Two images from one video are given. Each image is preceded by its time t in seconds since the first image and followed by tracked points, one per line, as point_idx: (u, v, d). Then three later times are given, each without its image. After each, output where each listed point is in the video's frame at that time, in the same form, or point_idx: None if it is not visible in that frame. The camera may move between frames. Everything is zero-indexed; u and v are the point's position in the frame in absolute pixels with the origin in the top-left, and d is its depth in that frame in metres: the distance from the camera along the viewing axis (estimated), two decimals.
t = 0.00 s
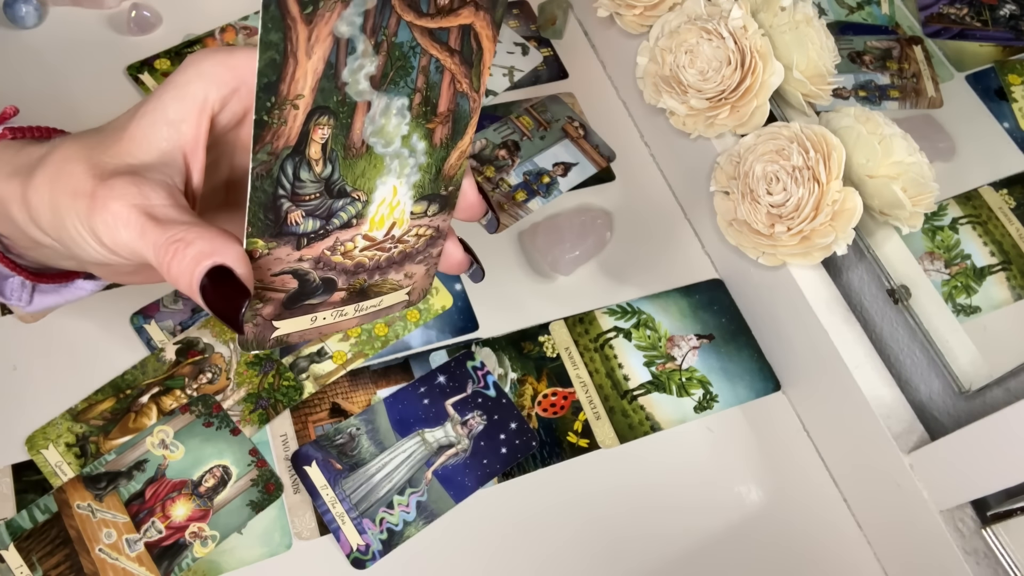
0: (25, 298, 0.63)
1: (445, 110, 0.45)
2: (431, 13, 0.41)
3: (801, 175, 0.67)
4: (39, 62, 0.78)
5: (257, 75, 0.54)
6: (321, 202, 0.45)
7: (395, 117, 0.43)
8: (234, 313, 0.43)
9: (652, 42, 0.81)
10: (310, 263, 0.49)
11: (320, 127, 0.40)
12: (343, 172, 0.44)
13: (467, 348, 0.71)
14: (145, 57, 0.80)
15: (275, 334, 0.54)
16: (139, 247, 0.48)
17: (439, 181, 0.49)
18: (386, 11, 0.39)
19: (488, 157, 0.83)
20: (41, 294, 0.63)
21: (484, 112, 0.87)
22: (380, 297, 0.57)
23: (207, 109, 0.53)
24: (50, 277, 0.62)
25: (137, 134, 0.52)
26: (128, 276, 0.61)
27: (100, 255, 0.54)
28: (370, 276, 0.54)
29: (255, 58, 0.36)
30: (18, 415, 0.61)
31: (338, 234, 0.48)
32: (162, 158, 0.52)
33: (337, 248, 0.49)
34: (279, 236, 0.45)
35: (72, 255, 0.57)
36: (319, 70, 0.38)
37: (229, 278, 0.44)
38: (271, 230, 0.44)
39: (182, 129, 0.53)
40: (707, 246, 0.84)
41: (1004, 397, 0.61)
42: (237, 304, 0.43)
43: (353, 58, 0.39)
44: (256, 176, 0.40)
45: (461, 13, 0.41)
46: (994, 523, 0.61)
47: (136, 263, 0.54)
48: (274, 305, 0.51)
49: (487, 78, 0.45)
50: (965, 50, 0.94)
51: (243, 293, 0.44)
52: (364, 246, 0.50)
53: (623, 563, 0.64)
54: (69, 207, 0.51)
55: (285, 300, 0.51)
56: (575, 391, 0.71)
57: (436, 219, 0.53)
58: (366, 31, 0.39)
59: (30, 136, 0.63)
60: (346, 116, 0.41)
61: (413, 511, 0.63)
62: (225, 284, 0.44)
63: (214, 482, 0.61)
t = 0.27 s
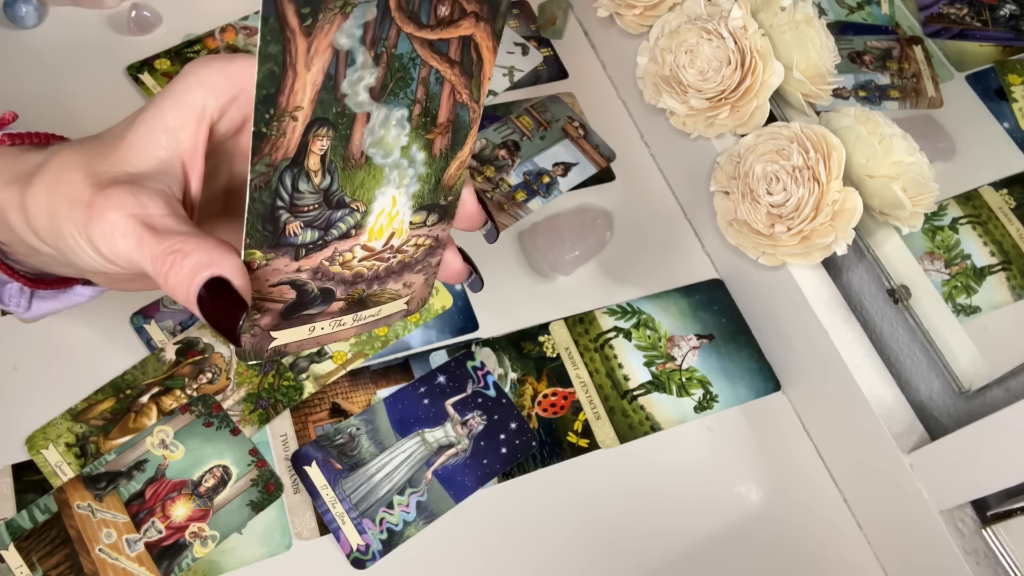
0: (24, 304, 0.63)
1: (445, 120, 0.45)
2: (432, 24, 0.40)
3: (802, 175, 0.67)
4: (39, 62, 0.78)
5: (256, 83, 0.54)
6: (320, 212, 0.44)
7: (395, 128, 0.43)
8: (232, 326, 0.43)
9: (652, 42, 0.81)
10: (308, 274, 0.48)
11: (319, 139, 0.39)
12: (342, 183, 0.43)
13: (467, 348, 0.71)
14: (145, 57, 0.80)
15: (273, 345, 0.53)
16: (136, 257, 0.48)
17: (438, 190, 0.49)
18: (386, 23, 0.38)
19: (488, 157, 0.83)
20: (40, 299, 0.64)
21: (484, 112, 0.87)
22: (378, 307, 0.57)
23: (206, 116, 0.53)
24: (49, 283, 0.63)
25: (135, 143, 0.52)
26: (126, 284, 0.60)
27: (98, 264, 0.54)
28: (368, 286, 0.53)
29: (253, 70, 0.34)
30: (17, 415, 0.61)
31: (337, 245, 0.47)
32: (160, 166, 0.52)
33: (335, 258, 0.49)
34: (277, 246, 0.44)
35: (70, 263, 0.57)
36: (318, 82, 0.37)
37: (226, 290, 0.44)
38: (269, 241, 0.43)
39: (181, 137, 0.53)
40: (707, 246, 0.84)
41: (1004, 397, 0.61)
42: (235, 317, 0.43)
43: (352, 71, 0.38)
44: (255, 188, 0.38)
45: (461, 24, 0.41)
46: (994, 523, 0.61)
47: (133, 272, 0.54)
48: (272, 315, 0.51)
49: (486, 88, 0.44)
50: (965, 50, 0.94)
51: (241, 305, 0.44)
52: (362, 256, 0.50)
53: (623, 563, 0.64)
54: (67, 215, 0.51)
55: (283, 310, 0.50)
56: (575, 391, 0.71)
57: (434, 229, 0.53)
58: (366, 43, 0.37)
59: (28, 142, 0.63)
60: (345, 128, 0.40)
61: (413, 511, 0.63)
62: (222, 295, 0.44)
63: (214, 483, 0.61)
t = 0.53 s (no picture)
0: (15, 312, 0.63)
1: (438, 137, 0.46)
2: (424, 43, 0.40)
3: (802, 175, 0.67)
4: (39, 63, 0.78)
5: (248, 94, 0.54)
6: (311, 229, 0.44)
7: (387, 145, 0.44)
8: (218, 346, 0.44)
9: (652, 42, 0.81)
10: (298, 289, 0.49)
11: (309, 157, 0.40)
12: (332, 200, 0.44)
13: (467, 348, 0.71)
14: (145, 57, 0.80)
15: (261, 359, 0.54)
16: (124, 270, 0.48)
17: (431, 207, 0.50)
18: (377, 41, 0.38)
19: (488, 157, 0.83)
20: (32, 306, 0.64)
21: (484, 112, 0.87)
22: (369, 322, 0.58)
23: (197, 129, 0.53)
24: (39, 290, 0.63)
25: (127, 154, 0.52)
26: (118, 294, 0.60)
27: (88, 277, 0.54)
28: (359, 301, 0.54)
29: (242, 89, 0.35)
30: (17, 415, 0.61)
31: (327, 261, 0.48)
32: (151, 179, 0.52)
33: (326, 274, 0.49)
34: (267, 263, 0.45)
35: (58, 273, 0.57)
36: (308, 100, 0.38)
37: (215, 309, 0.44)
38: (258, 258, 0.44)
39: (172, 150, 0.52)
40: (707, 246, 0.84)
41: (1004, 397, 0.61)
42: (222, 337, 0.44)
43: (343, 89, 0.39)
44: (243, 206, 0.39)
45: (454, 43, 0.42)
46: (994, 523, 0.61)
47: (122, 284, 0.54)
48: (260, 331, 0.51)
49: (480, 105, 0.46)
50: (965, 50, 0.94)
51: (229, 326, 0.44)
52: (354, 271, 0.51)
53: (623, 564, 0.64)
54: (57, 227, 0.51)
55: (272, 325, 0.51)
56: (575, 391, 0.71)
57: (426, 245, 0.54)
58: (357, 62, 0.38)
59: (21, 150, 0.63)
60: (336, 145, 0.41)
61: (413, 511, 0.63)
62: (210, 313, 0.44)
63: (214, 483, 0.61)
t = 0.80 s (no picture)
0: None
1: (361, 194, 0.47)
2: (339, 95, 0.42)
3: (802, 175, 0.67)
4: (39, 63, 0.78)
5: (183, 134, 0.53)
6: (213, 285, 0.45)
7: (300, 201, 0.45)
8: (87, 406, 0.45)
9: (652, 42, 0.80)
10: (201, 349, 0.48)
11: (206, 209, 0.41)
12: (237, 255, 0.45)
13: (467, 348, 0.71)
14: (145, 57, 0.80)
15: (163, 424, 0.51)
16: (18, 318, 0.49)
17: (358, 267, 0.51)
18: (282, 91, 0.40)
19: (488, 157, 0.83)
20: None
21: (484, 112, 0.87)
22: (292, 386, 0.56)
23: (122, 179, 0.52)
24: None
25: (52, 202, 0.52)
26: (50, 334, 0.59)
27: None
28: (277, 363, 0.53)
29: (126, 135, 0.38)
30: (17, 415, 0.61)
31: (235, 320, 0.48)
32: (71, 227, 0.53)
33: (235, 333, 0.49)
34: (162, 319, 0.45)
35: None
36: (201, 149, 0.40)
37: (93, 368, 0.45)
38: (152, 313, 0.44)
39: (98, 198, 0.53)
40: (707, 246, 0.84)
41: (1004, 397, 0.61)
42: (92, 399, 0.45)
43: (243, 138, 0.41)
44: (130, 257, 0.41)
45: (373, 97, 0.44)
46: (994, 523, 0.61)
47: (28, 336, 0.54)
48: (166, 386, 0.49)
49: (408, 163, 0.47)
50: (965, 49, 0.94)
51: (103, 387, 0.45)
52: (267, 332, 0.50)
53: (622, 563, 0.64)
54: None
55: (173, 388, 0.49)
56: (575, 391, 0.71)
57: (357, 307, 0.54)
58: (257, 112, 0.40)
59: None
60: (238, 198, 0.42)
61: (413, 511, 0.63)
62: (89, 374, 0.45)
63: (214, 483, 0.61)
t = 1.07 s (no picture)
0: None
1: (331, 201, 0.48)
2: (306, 97, 0.45)
3: (802, 175, 0.67)
4: (39, 63, 0.78)
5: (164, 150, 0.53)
6: (178, 288, 0.45)
7: (267, 203, 0.46)
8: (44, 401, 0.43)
9: (652, 42, 0.80)
10: (165, 356, 0.48)
11: (171, 207, 0.42)
12: (202, 258, 0.45)
13: (467, 347, 0.71)
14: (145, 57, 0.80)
15: (125, 435, 0.50)
16: None
17: (328, 277, 0.50)
18: (248, 89, 0.43)
19: (488, 157, 0.83)
20: None
21: (484, 112, 0.87)
22: (261, 403, 0.54)
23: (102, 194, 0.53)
24: None
25: (29, 214, 0.52)
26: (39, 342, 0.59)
27: None
28: (245, 377, 0.52)
29: (92, 127, 0.39)
30: (16, 415, 0.61)
31: (201, 326, 0.48)
32: (46, 238, 0.52)
33: (200, 341, 0.49)
34: (126, 321, 0.45)
35: None
36: (166, 146, 0.41)
37: (52, 365, 0.44)
38: (115, 315, 0.44)
39: (74, 212, 0.53)
40: (707, 246, 0.84)
41: (1004, 397, 0.61)
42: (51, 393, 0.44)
43: (209, 136, 0.43)
44: (92, 254, 0.42)
45: (341, 101, 0.46)
46: (994, 523, 0.61)
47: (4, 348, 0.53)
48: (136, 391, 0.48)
49: (378, 170, 0.48)
50: (965, 49, 0.94)
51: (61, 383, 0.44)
52: (234, 342, 0.50)
53: (621, 563, 0.64)
54: None
55: (136, 396, 0.49)
56: (575, 391, 0.71)
57: (328, 320, 0.53)
58: (223, 109, 0.42)
59: None
60: (203, 198, 0.43)
61: (413, 511, 0.63)
62: (49, 371, 0.44)
63: (214, 483, 0.61)
